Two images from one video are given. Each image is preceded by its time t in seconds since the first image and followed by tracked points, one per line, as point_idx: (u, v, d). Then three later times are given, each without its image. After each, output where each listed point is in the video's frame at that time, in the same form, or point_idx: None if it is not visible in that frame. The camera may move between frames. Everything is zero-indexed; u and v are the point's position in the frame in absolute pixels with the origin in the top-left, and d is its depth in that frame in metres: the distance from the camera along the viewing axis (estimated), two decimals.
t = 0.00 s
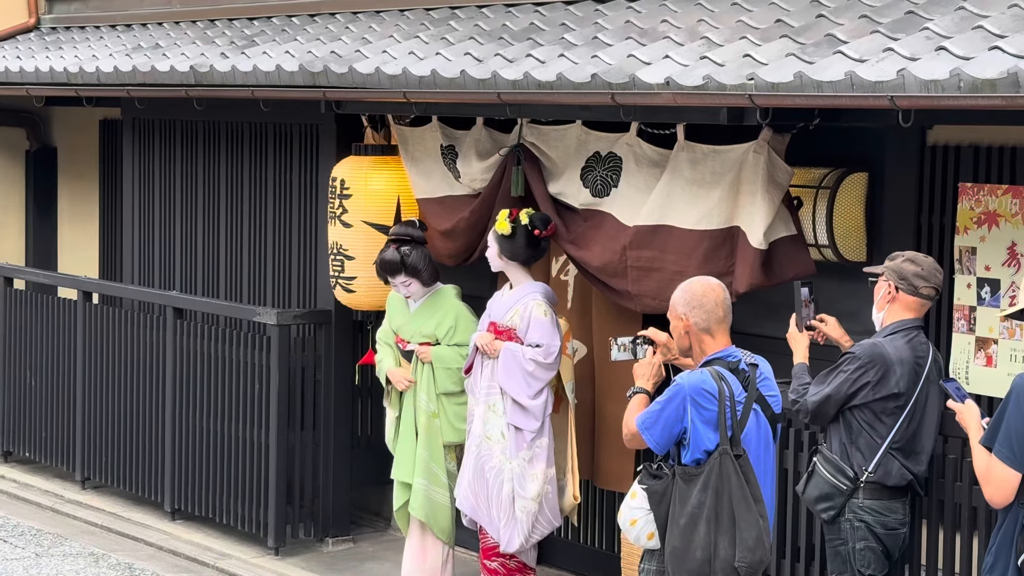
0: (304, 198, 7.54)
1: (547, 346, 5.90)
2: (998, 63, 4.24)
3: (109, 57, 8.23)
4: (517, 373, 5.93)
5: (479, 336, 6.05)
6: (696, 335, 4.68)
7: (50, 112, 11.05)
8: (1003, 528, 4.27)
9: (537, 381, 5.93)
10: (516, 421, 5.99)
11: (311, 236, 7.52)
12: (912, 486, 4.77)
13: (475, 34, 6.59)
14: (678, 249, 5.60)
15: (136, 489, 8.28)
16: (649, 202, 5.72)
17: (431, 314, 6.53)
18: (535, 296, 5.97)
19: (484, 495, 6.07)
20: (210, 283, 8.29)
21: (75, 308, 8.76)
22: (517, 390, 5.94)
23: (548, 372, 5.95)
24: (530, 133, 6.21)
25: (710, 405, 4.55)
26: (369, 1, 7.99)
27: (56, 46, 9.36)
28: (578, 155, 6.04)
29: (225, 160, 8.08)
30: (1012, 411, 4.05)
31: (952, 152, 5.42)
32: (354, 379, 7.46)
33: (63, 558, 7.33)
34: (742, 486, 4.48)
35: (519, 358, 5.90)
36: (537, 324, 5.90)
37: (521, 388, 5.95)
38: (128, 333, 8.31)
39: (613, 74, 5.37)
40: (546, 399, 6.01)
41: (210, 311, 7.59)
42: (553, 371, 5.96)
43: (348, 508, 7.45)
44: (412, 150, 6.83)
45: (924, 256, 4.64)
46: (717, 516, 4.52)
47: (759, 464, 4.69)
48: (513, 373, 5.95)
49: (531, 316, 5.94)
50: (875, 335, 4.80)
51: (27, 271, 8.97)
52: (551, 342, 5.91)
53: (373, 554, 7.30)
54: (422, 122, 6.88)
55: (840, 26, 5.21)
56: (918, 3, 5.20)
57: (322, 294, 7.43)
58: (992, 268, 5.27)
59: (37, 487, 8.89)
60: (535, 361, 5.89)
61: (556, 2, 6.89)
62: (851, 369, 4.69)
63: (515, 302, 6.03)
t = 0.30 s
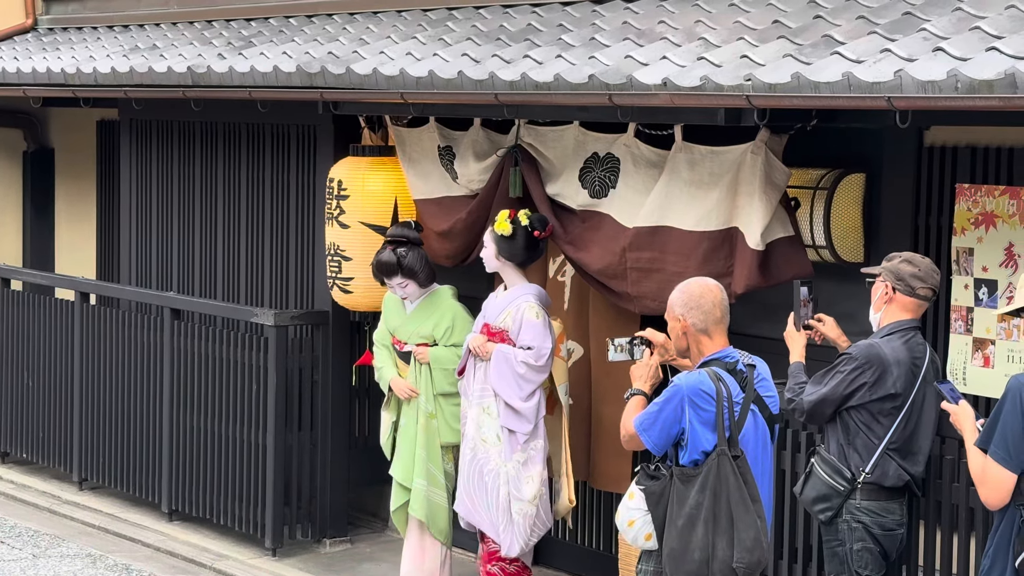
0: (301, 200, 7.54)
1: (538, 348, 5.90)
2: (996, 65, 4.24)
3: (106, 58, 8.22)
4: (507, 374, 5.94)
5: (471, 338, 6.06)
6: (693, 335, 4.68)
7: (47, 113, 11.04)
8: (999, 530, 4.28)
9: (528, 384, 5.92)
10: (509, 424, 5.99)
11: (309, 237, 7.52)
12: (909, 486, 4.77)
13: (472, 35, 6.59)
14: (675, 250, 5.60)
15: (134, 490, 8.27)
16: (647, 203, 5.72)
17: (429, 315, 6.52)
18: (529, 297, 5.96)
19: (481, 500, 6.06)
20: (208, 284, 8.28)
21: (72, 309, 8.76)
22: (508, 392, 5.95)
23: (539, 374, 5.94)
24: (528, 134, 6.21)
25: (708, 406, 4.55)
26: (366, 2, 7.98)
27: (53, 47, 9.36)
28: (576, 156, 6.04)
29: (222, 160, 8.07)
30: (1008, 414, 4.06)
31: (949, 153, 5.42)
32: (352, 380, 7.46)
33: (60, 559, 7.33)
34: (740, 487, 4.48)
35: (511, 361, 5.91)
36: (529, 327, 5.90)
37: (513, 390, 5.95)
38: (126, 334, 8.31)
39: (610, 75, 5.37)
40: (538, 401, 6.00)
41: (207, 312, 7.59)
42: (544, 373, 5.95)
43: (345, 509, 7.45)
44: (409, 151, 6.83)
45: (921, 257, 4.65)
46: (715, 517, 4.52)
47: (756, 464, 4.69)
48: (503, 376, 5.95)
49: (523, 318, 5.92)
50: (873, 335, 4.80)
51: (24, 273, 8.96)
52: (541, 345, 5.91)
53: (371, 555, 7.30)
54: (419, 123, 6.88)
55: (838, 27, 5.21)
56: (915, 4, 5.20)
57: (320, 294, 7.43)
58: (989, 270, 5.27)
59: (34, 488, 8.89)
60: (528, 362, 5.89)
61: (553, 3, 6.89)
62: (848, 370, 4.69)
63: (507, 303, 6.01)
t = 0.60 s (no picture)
0: (300, 200, 7.54)
1: (535, 352, 5.89)
2: (995, 66, 4.24)
3: (104, 59, 8.22)
4: (505, 377, 5.93)
5: (468, 340, 6.06)
6: (692, 336, 4.68)
7: (45, 113, 11.05)
8: (993, 535, 4.29)
9: (525, 388, 5.93)
10: (505, 427, 5.98)
11: (307, 237, 7.52)
12: (908, 487, 4.77)
13: (471, 36, 6.58)
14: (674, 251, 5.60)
15: (132, 491, 8.27)
16: (645, 204, 5.72)
17: (424, 316, 6.52)
18: (526, 300, 5.95)
19: (478, 502, 6.07)
20: (206, 284, 8.28)
21: (70, 310, 8.76)
22: (505, 395, 5.94)
23: (538, 378, 5.94)
24: (526, 134, 6.21)
25: (707, 406, 4.54)
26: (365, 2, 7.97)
27: (51, 48, 9.35)
28: (574, 157, 6.04)
29: (220, 160, 8.07)
30: (1001, 419, 4.06)
31: (948, 154, 5.42)
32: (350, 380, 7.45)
33: (58, 560, 7.32)
34: (738, 487, 4.48)
35: (508, 364, 5.89)
36: (527, 330, 5.89)
37: (510, 393, 5.94)
38: (124, 335, 8.30)
39: (609, 76, 5.36)
40: (534, 404, 6.00)
41: (206, 313, 7.58)
42: (543, 377, 5.95)
43: (343, 509, 7.45)
44: (408, 152, 6.82)
45: (920, 258, 4.65)
46: (713, 517, 4.51)
47: (755, 464, 4.69)
48: (501, 379, 5.94)
49: (521, 321, 5.92)
50: (873, 335, 4.79)
51: (22, 273, 8.96)
52: (539, 348, 5.90)
53: (369, 556, 7.30)
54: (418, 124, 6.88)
55: (837, 28, 5.21)
56: (914, 5, 5.19)
57: (318, 295, 7.43)
58: (988, 270, 5.27)
59: (33, 489, 8.88)
60: (526, 366, 5.88)
61: (552, 4, 6.89)
62: (847, 371, 4.69)
63: (505, 306, 6.00)
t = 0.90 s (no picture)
0: (298, 201, 7.54)
1: (532, 358, 5.87)
2: (994, 67, 4.24)
3: (103, 60, 8.21)
4: (501, 384, 5.92)
5: (467, 344, 6.05)
6: (691, 337, 4.68)
7: (44, 114, 11.05)
8: (991, 538, 4.29)
9: (522, 394, 5.91)
10: (502, 433, 5.97)
11: (305, 238, 7.52)
12: (907, 488, 4.77)
13: (470, 37, 6.58)
14: (672, 252, 5.60)
15: (130, 491, 8.26)
16: (644, 205, 5.72)
17: (421, 318, 6.51)
18: (523, 304, 5.93)
19: (477, 507, 6.08)
20: (205, 285, 8.28)
21: (69, 310, 8.75)
22: (502, 401, 5.93)
23: (533, 384, 5.92)
24: (525, 135, 6.20)
25: (704, 407, 4.54)
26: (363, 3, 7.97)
27: (50, 49, 9.35)
28: (572, 158, 6.04)
29: (219, 160, 8.07)
30: (1002, 423, 4.06)
31: (946, 155, 5.43)
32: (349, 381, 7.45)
33: (57, 561, 7.32)
34: (735, 488, 4.47)
35: (505, 369, 5.89)
36: (524, 335, 5.88)
37: (506, 399, 5.93)
38: (123, 335, 8.30)
39: (608, 77, 5.36)
40: (531, 411, 6.00)
41: (205, 314, 7.57)
42: (539, 383, 5.93)
43: (341, 510, 7.44)
44: (406, 153, 6.82)
45: (918, 259, 4.65)
46: (710, 518, 4.51)
47: (753, 465, 4.69)
48: (498, 385, 5.93)
49: (517, 326, 5.90)
50: (871, 336, 4.79)
51: (20, 274, 8.96)
52: (536, 354, 5.88)
53: (368, 557, 7.30)
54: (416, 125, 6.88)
55: (836, 29, 5.21)
56: (913, 6, 5.19)
57: (316, 296, 7.42)
58: (987, 271, 5.27)
59: (31, 490, 8.88)
60: (521, 372, 5.86)
61: (551, 4, 6.89)
62: (846, 372, 4.69)
63: (502, 311, 5.99)
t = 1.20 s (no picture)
0: (297, 202, 7.54)
1: (531, 359, 5.88)
2: (992, 68, 4.24)
3: (101, 61, 8.21)
4: (500, 384, 5.91)
5: (466, 346, 6.05)
6: (688, 339, 4.68)
7: (42, 116, 11.06)
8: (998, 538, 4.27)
9: (521, 396, 5.90)
10: (501, 434, 5.96)
11: (304, 239, 7.52)
12: (906, 489, 4.77)
13: (469, 38, 6.58)
14: (671, 253, 5.60)
15: (129, 493, 8.26)
16: (641, 206, 5.72)
17: (420, 318, 6.50)
18: (523, 306, 5.93)
19: (477, 509, 6.07)
20: (203, 286, 8.27)
21: (68, 312, 8.75)
22: (500, 403, 5.91)
23: (533, 387, 5.92)
24: (523, 136, 6.21)
25: (701, 408, 4.54)
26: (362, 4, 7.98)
27: (49, 50, 9.35)
28: (571, 159, 6.04)
29: (217, 161, 8.08)
30: (1011, 422, 4.06)
31: (944, 156, 5.43)
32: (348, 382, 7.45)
33: (55, 562, 7.32)
34: (732, 490, 4.47)
35: (503, 372, 5.88)
36: (523, 337, 5.88)
37: (505, 402, 5.91)
38: (121, 336, 8.30)
39: (606, 78, 5.36)
40: (530, 412, 5.99)
41: (203, 315, 7.58)
42: (538, 385, 5.93)
43: (339, 511, 7.44)
44: (405, 154, 6.82)
45: (916, 259, 4.65)
46: (708, 519, 4.51)
47: (750, 466, 4.69)
48: (496, 387, 5.93)
49: (517, 328, 5.90)
50: (870, 338, 4.80)
51: (18, 275, 8.96)
52: (535, 356, 5.88)
53: (366, 558, 7.30)
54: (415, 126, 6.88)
55: (834, 30, 5.21)
56: (911, 7, 5.20)
57: (315, 297, 7.43)
58: (985, 272, 5.26)
59: (30, 491, 8.88)
60: (520, 374, 5.87)
61: (549, 5, 6.90)
62: (845, 373, 4.69)
63: (502, 312, 5.98)
